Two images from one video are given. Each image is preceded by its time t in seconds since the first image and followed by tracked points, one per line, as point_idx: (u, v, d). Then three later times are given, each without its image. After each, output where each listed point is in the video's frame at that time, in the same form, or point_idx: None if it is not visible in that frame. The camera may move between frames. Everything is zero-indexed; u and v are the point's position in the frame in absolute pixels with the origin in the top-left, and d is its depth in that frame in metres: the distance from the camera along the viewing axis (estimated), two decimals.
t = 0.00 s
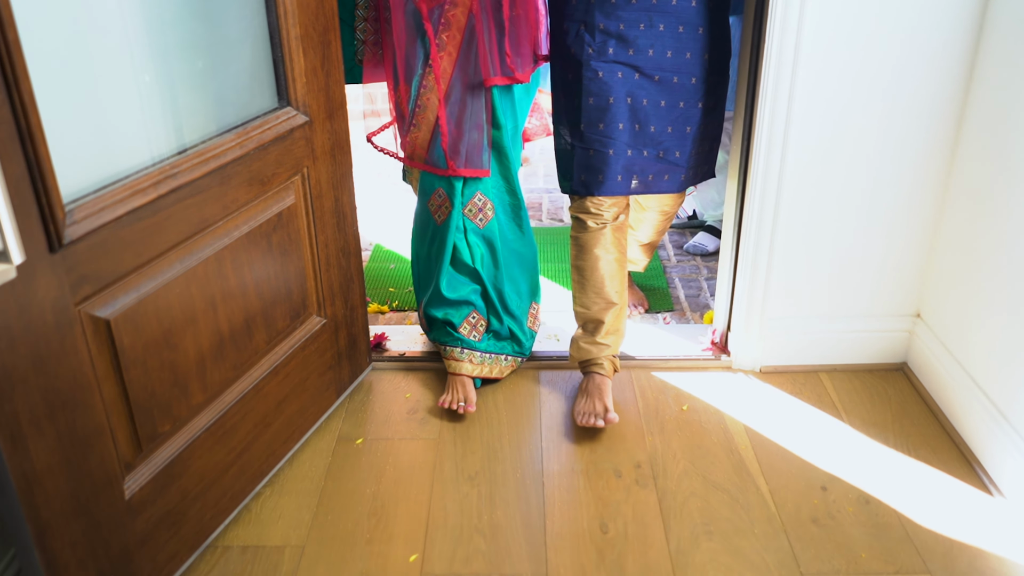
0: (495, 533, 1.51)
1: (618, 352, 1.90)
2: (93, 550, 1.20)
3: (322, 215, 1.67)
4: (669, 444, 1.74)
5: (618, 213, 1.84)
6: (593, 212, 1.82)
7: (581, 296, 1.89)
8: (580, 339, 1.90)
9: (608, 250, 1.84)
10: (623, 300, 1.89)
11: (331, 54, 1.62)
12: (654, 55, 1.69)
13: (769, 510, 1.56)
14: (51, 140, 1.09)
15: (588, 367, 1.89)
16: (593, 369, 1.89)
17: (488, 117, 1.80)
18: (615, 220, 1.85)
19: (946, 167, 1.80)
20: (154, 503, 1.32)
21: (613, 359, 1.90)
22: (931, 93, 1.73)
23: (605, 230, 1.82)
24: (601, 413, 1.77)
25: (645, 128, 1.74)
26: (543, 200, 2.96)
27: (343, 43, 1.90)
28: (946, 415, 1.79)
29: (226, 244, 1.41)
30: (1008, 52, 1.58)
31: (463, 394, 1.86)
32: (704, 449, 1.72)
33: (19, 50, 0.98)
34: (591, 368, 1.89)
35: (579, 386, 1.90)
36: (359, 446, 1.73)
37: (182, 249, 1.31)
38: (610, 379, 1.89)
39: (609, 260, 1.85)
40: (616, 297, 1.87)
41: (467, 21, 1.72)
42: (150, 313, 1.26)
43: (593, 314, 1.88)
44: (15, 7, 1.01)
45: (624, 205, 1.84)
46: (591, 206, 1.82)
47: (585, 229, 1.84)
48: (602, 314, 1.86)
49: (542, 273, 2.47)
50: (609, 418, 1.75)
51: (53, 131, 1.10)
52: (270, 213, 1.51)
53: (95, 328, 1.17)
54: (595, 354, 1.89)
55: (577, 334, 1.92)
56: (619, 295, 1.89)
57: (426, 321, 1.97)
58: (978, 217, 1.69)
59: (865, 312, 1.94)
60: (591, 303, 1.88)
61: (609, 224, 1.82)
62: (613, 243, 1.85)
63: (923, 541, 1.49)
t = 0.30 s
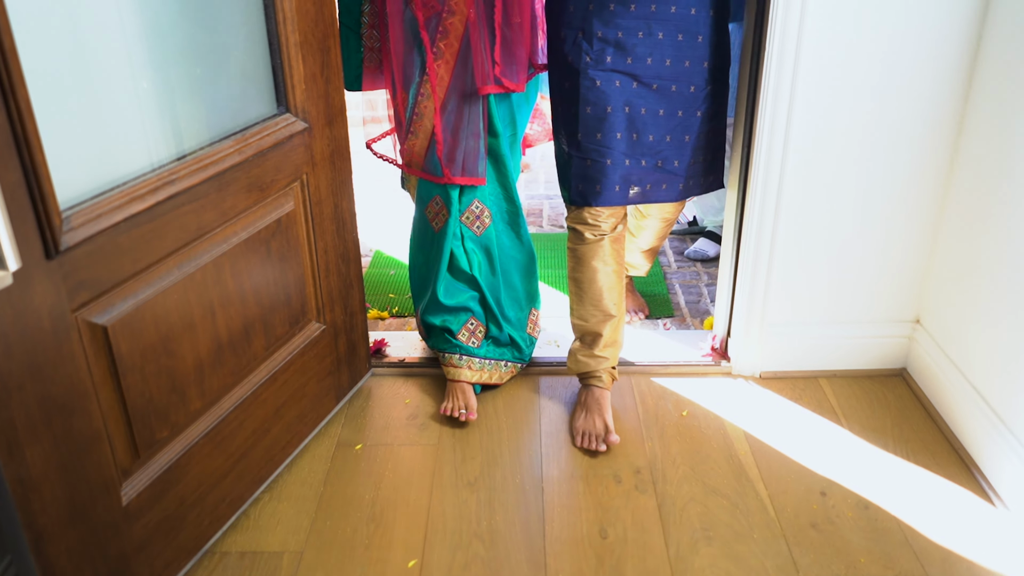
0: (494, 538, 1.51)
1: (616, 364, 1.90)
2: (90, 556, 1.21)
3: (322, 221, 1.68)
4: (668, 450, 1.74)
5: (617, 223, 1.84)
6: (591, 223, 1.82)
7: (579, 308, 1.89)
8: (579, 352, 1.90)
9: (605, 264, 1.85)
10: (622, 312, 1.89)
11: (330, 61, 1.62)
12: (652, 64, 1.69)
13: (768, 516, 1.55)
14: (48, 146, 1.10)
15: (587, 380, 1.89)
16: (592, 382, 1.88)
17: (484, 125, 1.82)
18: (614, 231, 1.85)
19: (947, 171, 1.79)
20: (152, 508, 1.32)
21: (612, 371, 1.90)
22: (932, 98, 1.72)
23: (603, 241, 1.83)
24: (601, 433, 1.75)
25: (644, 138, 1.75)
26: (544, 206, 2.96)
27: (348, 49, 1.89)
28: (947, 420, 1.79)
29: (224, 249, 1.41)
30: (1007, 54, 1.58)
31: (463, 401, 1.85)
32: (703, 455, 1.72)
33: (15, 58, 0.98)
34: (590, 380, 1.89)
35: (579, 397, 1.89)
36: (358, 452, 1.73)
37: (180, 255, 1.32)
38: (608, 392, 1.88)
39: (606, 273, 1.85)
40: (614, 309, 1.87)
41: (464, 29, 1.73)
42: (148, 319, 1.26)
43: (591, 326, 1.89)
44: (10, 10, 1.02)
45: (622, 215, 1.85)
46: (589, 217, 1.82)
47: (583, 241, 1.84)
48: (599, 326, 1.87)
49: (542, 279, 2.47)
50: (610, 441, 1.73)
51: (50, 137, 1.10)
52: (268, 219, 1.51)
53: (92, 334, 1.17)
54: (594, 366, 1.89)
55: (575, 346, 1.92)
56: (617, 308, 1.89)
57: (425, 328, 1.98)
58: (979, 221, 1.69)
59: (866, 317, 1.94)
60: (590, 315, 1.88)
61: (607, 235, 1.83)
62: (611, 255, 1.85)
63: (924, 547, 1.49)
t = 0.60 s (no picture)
0: (491, 548, 1.52)
1: (615, 379, 1.92)
2: (89, 565, 1.22)
3: (320, 234, 1.70)
4: (666, 461, 1.74)
5: (614, 240, 1.86)
6: (588, 240, 1.84)
7: (579, 324, 1.90)
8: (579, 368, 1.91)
9: (604, 282, 1.86)
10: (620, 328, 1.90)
11: (328, 76, 1.65)
12: (649, 79, 1.71)
13: (764, 526, 1.56)
14: (48, 160, 1.12)
15: (586, 395, 1.90)
16: (592, 396, 1.90)
17: (483, 139, 1.85)
18: (611, 247, 1.86)
19: (942, 182, 1.81)
20: (150, 518, 1.33)
21: (611, 385, 1.91)
22: (927, 110, 1.74)
23: (602, 258, 1.84)
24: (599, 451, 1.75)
25: (641, 154, 1.77)
26: (543, 220, 2.98)
27: (350, 64, 1.92)
28: (943, 431, 1.79)
29: (223, 262, 1.43)
30: (1003, 67, 1.59)
31: (462, 409, 1.87)
32: (700, 466, 1.72)
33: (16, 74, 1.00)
34: (589, 396, 1.90)
35: (577, 412, 1.90)
36: (356, 463, 1.74)
37: (179, 267, 1.33)
38: (607, 407, 1.90)
39: (605, 291, 1.87)
40: (613, 326, 1.89)
41: (463, 44, 1.76)
42: (147, 331, 1.28)
43: (590, 342, 1.90)
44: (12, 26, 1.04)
45: (619, 232, 1.86)
46: (587, 233, 1.84)
47: (581, 258, 1.86)
48: (597, 342, 1.88)
49: (541, 292, 2.48)
50: (607, 461, 1.72)
51: (50, 151, 1.12)
52: (267, 233, 1.53)
53: (92, 345, 1.18)
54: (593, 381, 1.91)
55: (574, 361, 1.93)
56: (616, 324, 1.90)
57: (422, 339, 1.99)
58: (975, 232, 1.70)
59: (863, 327, 1.95)
60: (589, 331, 1.89)
61: (604, 252, 1.84)
62: (610, 273, 1.87)
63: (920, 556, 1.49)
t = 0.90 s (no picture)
0: (489, 566, 1.53)
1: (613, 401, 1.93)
2: None
3: (321, 255, 1.72)
4: (662, 480, 1.76)
5: (611, 263, 1.89)
6: (586, 262, 1.87)
7: (577, 346, 1.93)
8: (578, 389, 1.93)
9: (603, 303, 1.89)
10: (618, 350, 1.92)
11: (329, 100, 1.68)
12: (644, 104, 1.75)
13: (760, 545, 1.57)
14: (55, 182, 1.15)
15: (584, 416, 1.92)
16: (590, 417, 1.91)
17: (481, 162, 1.88)
18: (608, 270, 1.89)
19: (935, 205, 1.83)
20: (151, 535, 1.34)
21: (609, 407, 1.93)
22: (919, 133, 1.77)
23: (599, 280, 1.87)
24: (599, 472, 1.76)
25: (637, 178, 1.80)
26: (542, 242, 3.01)
27: (351, 86, 1.96)
28: (938, 451, 1.80)
29: (225, 282, 1.45)
30: (993, 92, 1.63)
31: (457, 423, 1.90)
32: (697, 485, 1.74)
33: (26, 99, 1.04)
34: (587, 417, 1.91)
35: (575, 433, 1.91)
36: (356, 481, 1.76)
37: (181, 288, 1.35)
38: (605, 428, 1.91)
39: (604, 313, 1.89)
40: (610, 348, 1.91)
41: (462, 68, 1.81)
42: (149, 350, 1.30)
43: (588, 364, 1.92)
44: (22, 54, 1.08)
45: (616, 255, 1.89)
46: (584, 256, 1.86)
47: (579, 280, 1.89)
48: (596, 364, 1.90)
49: (539, 313, 2.51)
50: (606, 481, 1.73)
51: (56, 173, 1.15)
52: (267, 254, 1.55)
53: (95, 363, 1.20)
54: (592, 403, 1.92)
55: (573, 382, 1.94)
56: (614, 346, 1.92)
57: (420, 358, 2.02)
58: (967, 254, 1.72)
59: (858, 347, 1.96)
60: (586, 354, 1.91)
61: (602, 274, 1.87)
62: (607, 296, 1.89)
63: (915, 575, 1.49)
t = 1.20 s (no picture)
0: None
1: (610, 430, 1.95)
2: None
3: (323, 284, 1.76)
4: (658, 508, 1.78)
5: (607, 293, 1.93)
6: (583, 293, 1.91)
7: (574, 375, 1.96)
8: (575, 417, 1.95)
9: (600, 332, 1.92)
10: (615, 379, 1.95)
11: (333, 134, 1.73)
12: (639, 139, 1.79)
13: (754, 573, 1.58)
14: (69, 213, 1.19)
15: (582, 444, 1.94)
16: (587, 446, 1.93)
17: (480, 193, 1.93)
18: (605, 301, 1.93)
19: (923, 237, 1.88)
20: (154, 560, 1.36)
21: (606, 435, 1.95)
22: (906, 168, 1.82)
23: (596, 310, 1.91)
24: (598, 500, 1.78)
25: (632, 210, 1.84)
26: (541, 270, 3.05)
27: (356, 116, 2.01)
28: (930, 481, 1.83)
29: (229, 310, 1.48)
30: (976, 129, 1.68)
31: (456, 446, 1.93)
32: (691, 513, 1.76)
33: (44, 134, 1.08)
34: (584, 445, 1.93)
35: (572, 461, 1.93)
36: (355, 508, 1.78)
37: (188, 315, 1.39)
38: (602, 456, 1.93)
39: (601, 343, 1.93)
40: (607, 377, 1.94)
41: (462, 102, 1.87)
42: (155, 377, 1.33)
43: (585, 393, 1.95)
44: (42, 91, 1.12)
45: (612, 285, 1.93)
46: (581, 287, 1.90)
47: (576, 310, 1.92)
48: (593, 393, 1.93)
49: (537, 341, 2.54)
50: (604, 510, 1.75)
51: (70, 204, 1.19)
52: (271, 282, 1.59)
53: (103, 389, 1.23)
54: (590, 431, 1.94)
55: (570, 411, 1.97)
56: (611, 375, 1.95)
57: (420, 385, 2.05)
58: (955, 286, 1.76)
59: (850, 377, 2.00)
60: (584, 383, 1.94)
61: (598, 304, 1.91)
62: (603, 325, 1.93)
63: None
